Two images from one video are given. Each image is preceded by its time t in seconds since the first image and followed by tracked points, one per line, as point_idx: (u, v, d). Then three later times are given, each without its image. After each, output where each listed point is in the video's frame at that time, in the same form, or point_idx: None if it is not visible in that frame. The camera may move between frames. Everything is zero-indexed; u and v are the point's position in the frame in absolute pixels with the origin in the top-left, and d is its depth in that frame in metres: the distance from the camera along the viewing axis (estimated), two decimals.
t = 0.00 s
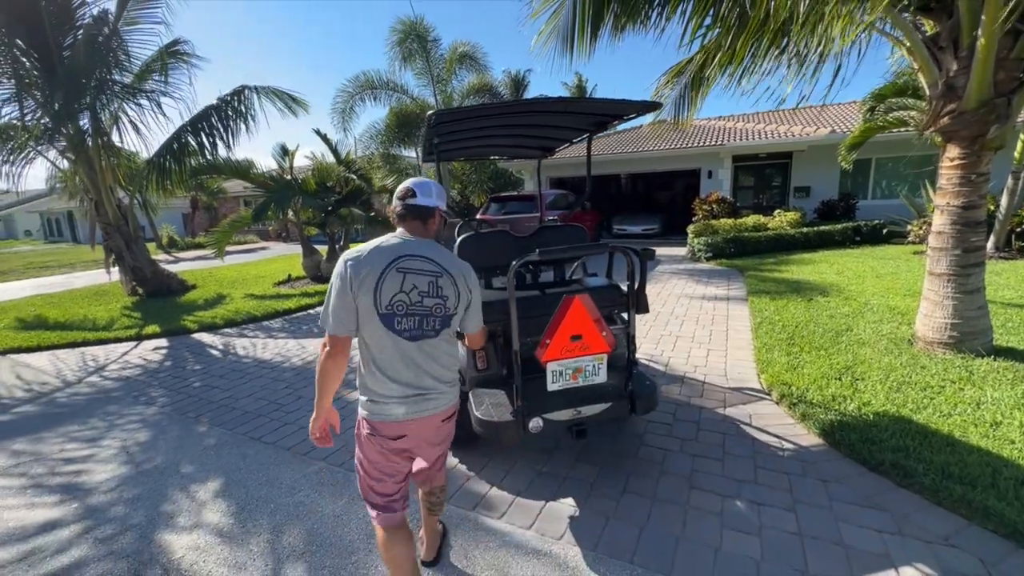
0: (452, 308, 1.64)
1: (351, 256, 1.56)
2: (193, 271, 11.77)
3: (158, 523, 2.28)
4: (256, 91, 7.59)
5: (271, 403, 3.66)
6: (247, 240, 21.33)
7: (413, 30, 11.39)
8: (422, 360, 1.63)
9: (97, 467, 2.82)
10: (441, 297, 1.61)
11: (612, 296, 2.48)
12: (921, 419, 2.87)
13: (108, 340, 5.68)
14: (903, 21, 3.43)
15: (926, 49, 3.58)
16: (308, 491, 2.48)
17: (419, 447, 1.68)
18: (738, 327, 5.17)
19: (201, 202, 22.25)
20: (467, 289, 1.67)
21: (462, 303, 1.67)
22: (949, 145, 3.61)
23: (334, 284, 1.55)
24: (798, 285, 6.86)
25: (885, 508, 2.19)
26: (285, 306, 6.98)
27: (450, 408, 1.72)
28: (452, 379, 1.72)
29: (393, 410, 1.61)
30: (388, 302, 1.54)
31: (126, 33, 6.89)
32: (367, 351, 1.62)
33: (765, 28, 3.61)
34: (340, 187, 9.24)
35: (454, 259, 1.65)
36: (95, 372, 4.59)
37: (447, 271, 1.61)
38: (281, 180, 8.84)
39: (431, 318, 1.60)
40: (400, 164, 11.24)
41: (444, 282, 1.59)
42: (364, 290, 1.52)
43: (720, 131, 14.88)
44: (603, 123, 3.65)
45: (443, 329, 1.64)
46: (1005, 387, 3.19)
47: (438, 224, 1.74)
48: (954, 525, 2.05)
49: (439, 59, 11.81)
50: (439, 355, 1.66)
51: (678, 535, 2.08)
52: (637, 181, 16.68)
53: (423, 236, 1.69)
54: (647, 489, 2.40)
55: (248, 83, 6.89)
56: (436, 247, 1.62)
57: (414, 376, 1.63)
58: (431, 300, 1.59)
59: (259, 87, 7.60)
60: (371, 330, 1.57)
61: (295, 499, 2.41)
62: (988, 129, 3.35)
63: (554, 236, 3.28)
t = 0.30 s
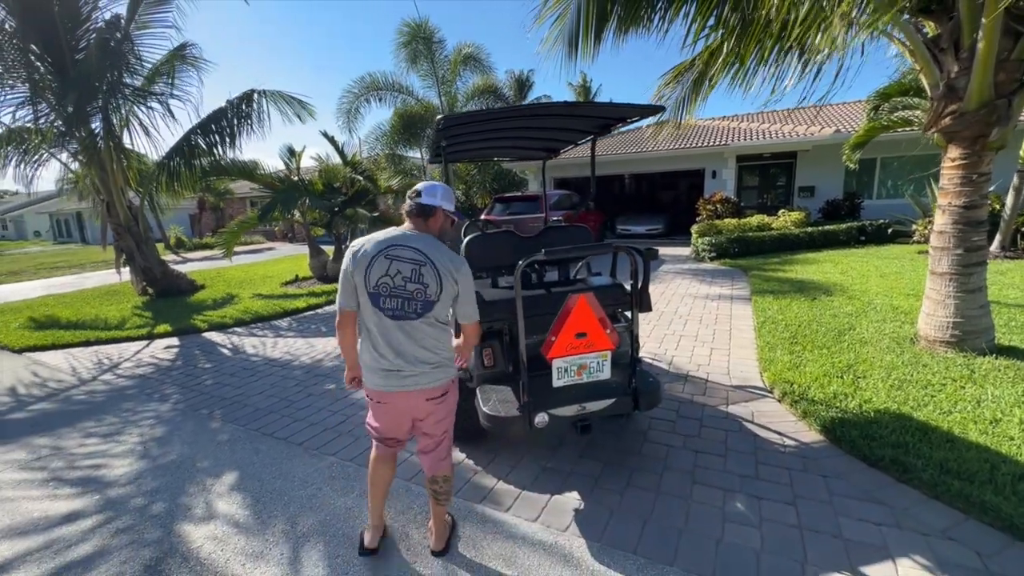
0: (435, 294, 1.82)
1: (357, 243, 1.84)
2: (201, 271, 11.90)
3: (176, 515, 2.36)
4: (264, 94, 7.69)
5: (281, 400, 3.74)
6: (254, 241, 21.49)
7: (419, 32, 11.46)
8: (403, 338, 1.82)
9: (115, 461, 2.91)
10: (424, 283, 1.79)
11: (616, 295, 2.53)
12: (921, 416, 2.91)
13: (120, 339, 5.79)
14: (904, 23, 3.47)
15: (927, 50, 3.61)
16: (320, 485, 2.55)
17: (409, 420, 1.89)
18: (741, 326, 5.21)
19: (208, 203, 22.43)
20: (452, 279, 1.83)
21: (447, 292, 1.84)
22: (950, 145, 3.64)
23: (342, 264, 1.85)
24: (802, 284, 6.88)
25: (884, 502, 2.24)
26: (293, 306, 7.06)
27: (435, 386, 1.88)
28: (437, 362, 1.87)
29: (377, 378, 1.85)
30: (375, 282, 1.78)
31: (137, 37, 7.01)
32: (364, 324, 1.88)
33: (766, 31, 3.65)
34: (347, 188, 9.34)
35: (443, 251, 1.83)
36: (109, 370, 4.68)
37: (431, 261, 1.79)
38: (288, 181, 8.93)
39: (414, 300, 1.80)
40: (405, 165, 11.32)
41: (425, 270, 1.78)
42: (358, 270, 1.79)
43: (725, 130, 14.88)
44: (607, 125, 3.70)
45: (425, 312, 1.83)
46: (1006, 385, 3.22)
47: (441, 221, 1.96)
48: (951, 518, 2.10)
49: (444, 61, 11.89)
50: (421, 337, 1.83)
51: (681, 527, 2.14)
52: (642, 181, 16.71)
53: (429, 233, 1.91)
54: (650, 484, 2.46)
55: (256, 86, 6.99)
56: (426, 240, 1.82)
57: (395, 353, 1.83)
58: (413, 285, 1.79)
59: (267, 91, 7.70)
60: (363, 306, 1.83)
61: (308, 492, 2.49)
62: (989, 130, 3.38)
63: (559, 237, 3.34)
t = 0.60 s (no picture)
0: (386, 287, 1.88)
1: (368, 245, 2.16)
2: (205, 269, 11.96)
3: (189, 510, 2.40)
4: (267, 92, 7.71)
5: (289, 398, 3.77)
6: (258, 239, 21.56)
7: (423, 32, 11.48)
8: (371, 330, 1.99)
9: (127, 457, 2.95)
10: (376, 275, 1.91)
11: (622, 295, 2.56)
12: (925, 416, 2.93)
13: (127, 336, 5.83)
14: (910, 25, 3.48)
15: (932, 52, 3.63)
16: (330, 480, 2.59)
17: (394, 411, 2.04)
18: (745, 326, 5.23)
19: (212, 201, 22.50)
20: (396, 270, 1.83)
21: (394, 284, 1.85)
22: (955, 147, 3.65)
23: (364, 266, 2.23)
24: (806, 285, 6.90)
25: (887, 500, 2.26)
26: (298, 304, 7.10)
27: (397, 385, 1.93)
28: (400, 359, 1.92)
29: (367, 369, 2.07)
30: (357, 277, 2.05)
31: (144, 36, 7.05)
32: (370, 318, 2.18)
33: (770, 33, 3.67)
34: (351, 187, 9.37)
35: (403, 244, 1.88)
36: (117, 366, 4.73)
37: (381, 254, 1.88)
38: (293, 180, 8.96)
39: (372, 293, 1.94)
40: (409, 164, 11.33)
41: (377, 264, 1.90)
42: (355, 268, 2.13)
43: (728, 130, 14.88)
44: (614, 126, 3.72)
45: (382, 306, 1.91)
46: (1009, 385, 3.24)
47: (422, 221, 2.02)
48: (954, 516, 2.13)
49: (448, 60, 11.90)
50: (382, 331, 1.94)
51: (686, 523, 2.17)
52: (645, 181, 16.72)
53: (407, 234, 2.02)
54: (656, 481, 2.49)
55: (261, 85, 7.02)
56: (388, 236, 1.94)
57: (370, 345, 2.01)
58: (372, 279, 1.94)
59: (270, 88, 7.73)
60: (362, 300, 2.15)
61: (318, 488, 2.53)
62: (994, 132, 3.39)
63: (565, 237, 3.37)
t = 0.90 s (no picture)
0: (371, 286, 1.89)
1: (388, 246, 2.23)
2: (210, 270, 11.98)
3: (209, 510, 2.42)
4: (273, 92, 7.74)
5: (302, 398, 3.79)
6: (261, 241, 21.59)
7: (427, 33, 11.51)
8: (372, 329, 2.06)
9: (144, 457, 2.97)
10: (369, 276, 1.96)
11: (638, 296, 2.57)
12: (939, 416, 2.94)
13: (136, 337, 5.85)
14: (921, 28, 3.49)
15: (943, 54, 3.65)
16: (348, 480, 2.60)
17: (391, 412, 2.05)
18: (753, 327, 5.24)
19: (214, 203, 22.54)
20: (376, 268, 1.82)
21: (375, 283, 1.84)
22: (967, 148, 3.66)
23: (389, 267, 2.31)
24: (812, 285, 6.91)
25: (905, 500, 2.27)
26: (305, 305, 7.13)
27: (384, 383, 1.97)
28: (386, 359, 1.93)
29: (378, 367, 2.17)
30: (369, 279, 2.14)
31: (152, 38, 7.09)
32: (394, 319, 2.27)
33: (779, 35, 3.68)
34: (356, 188, 9.39)
35: (391, 242, 1.89)
36: (129, 367, 4.75)
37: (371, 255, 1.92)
38: (298, 181, 8.97)
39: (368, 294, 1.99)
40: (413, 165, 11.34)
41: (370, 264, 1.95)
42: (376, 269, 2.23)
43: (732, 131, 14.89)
44: (627, 127, 3.74)
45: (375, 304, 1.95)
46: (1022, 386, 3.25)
47: (421, 221, 1.99)
48: (973, 516, 2.14)
49: (452, 61, 11.92)
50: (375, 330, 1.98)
51: (705, 523, 2.18)
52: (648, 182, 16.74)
53: (404, 234, 2.00)
54: (673, 481, 2.50)
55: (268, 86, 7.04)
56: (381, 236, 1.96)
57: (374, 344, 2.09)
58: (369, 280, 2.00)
59: (275, 89, 7.75)
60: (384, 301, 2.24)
61: (337, 487, 2.55)
62: (1006, 134, 3.40)
63: (579, 238, 3.39)
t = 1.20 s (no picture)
0: (368, 297, 1.78)
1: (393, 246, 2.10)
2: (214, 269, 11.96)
3: (229, 508, 2.41)
4: (278, 91, 7.72)
5: (315, 397, 3.78)
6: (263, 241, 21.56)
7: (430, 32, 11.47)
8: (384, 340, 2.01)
9: (160, 455, 2.96)
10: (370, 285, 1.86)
11: (659, 295, 2.56)
12: (956, 414, 2.94)
13: (144, 336, 5.84)
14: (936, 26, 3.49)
15: (958, 52, 3.64)
16: (368, 478, 2.60)
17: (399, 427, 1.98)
18: (763, 326, 5.24)
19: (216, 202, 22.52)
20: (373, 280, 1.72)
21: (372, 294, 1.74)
22: (981, 146, 3.66)
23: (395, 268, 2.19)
24: (819, 284, 6.91)
25: (927, 498, 2.27)
26: (312, 304, 7.12)
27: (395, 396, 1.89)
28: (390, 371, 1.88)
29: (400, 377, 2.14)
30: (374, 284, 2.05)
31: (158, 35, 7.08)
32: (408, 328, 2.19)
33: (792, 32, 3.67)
34: (361, 187, 9.37)
35: (391, 250, 1.77)
36: (138, 366, 4.74)
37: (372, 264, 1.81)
38: (303, 179, 8.94)
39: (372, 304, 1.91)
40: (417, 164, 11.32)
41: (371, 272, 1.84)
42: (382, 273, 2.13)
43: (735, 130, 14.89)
44: (643, 125, 3.73)
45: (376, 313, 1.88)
46: None
47: (428, 226, 1.85)
48: (995, 513, 2.13)
49: (455, 60, 11.88)
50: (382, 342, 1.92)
51: (728, 520, 2.18)
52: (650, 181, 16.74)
53: (408, 239, 1.86)
54: (694, 479, 2.50)
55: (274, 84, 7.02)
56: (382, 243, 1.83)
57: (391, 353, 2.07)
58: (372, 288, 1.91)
59: (280, 87, 7.74)
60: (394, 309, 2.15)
61: (356, 485, 2.54)
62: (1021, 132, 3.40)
63: (595, 237, 3.38)
